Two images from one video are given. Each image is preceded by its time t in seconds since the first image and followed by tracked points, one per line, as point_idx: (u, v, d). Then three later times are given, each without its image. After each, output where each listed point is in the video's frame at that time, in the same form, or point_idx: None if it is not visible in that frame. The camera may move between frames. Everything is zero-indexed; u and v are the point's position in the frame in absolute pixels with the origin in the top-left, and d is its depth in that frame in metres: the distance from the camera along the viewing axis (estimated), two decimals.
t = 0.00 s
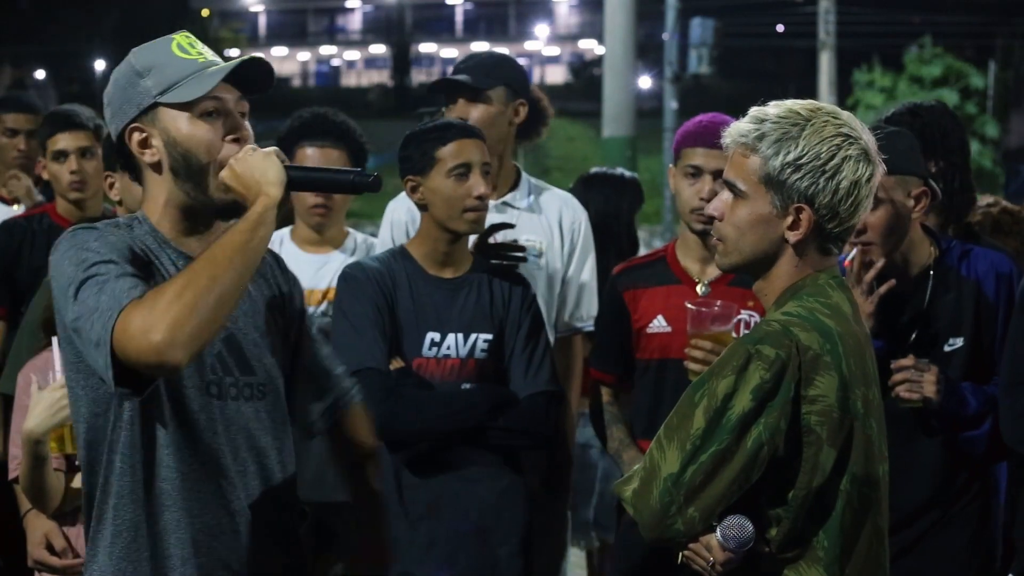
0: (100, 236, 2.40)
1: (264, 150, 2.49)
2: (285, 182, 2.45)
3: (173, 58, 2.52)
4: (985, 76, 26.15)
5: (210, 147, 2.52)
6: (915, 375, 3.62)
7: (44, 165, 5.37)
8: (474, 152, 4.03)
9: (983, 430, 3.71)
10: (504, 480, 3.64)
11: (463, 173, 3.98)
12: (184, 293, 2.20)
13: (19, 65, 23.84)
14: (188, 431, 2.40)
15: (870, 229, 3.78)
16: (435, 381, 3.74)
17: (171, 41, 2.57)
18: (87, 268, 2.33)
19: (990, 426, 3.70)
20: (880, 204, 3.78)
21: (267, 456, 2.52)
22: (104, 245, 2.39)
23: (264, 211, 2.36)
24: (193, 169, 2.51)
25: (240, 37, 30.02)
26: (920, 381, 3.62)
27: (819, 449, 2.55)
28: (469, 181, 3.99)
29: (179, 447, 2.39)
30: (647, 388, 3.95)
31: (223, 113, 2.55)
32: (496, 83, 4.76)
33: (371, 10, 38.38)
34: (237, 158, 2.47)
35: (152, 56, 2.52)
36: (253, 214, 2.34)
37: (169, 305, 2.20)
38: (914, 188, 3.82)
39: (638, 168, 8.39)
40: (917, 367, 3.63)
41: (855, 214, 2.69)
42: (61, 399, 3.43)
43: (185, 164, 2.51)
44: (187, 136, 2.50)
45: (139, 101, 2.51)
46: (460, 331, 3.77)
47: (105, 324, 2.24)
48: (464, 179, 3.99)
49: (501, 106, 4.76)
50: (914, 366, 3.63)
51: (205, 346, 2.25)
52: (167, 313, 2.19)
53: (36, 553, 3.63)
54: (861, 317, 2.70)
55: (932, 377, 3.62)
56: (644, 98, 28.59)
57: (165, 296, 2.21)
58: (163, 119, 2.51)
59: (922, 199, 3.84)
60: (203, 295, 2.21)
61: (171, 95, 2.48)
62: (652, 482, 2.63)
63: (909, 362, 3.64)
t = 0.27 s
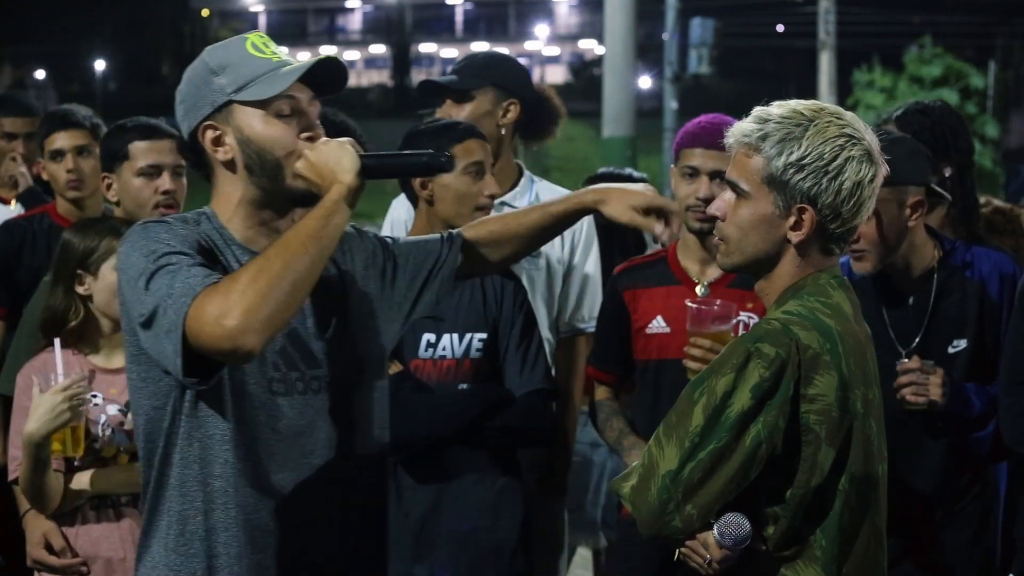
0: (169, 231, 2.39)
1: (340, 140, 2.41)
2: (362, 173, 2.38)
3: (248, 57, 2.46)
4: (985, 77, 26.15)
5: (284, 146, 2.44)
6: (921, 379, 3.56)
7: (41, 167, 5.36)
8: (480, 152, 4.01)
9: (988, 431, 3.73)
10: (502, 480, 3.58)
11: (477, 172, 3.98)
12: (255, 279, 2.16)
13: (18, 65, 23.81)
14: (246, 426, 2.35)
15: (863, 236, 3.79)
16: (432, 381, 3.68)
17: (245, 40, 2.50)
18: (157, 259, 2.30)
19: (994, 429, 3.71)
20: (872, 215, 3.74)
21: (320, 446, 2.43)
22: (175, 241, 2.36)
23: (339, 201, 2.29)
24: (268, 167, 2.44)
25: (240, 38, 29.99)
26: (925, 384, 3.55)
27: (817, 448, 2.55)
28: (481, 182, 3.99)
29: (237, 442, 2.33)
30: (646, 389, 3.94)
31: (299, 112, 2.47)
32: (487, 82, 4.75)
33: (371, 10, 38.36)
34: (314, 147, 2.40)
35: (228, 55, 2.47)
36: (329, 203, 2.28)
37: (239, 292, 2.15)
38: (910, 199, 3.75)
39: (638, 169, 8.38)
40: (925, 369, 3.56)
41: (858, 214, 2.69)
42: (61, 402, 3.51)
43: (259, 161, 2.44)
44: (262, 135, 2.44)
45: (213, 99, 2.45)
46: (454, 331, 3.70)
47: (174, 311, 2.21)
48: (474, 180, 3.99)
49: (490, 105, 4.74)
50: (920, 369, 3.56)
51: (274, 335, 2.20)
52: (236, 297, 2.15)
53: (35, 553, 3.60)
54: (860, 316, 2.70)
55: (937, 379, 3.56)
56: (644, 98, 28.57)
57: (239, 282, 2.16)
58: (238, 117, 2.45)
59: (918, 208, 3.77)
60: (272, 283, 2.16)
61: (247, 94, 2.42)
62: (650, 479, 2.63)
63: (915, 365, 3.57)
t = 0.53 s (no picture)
0: (231, 232, 2.36)
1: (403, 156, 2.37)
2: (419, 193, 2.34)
3: (319, 61, 2.46)
4: (986, 77, 26.14)
5: (353, 152, 2.44)
6: (926, 383, 3.59)
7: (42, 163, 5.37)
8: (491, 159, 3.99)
9: (994, 432, 3.75)
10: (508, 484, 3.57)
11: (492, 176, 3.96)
12: (301, 299, 2.14)
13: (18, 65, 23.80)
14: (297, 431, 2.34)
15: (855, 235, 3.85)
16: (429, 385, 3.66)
17: (318, 43, 2.50)
18: (215, 264, 2.29)
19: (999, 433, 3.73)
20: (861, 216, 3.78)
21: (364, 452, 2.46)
22: (235, 243, 2.34)
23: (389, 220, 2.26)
24: (336, 172, 2.44)
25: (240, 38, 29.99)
26: (931, 388, 3.58)
27: (817, 449, 2.55)
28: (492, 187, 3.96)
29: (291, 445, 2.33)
30: (644, 389, 3.93)
31: (368, 118, 2.47)
32: (492, 82, 4.74)
33: (371, 10, 38.36)
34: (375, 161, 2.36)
35: (300, 58, 2.47)
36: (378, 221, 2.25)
37: (284, 311, 2.14)
38: (902, 200, 3.78)
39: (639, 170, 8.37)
40: (929, 373, 3.60)
41: (857, 214, 2.69)
42: (60, 402, 3.50)
43: (327, 166, 2.44)
44: (332, 141, 2.44)
45: (285, 104, 2.45)
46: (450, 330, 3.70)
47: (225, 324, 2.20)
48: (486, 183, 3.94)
49: (495, 105, 4.74)
50: (924, 373, 3.59)
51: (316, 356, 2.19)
52: (281, 316, 2.13)
53: (37, 553, 3.61)
54: (859, 316, 2.70)
55: (943, 384, 3.59)
56: (644, 99, 28.57)
57: (282, 301, 2.15)
58: (308, 121, 2.45)
59: (909, 210, 3.79)
60: (318, 304, 2.14)
61: (318, 98, 2.42)
62: (650, 481, 2.63)
63: (920, 370, 3.60)
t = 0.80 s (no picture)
0: (253, 232, 2.35)
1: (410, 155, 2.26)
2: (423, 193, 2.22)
3: (345, 65, 2.42)
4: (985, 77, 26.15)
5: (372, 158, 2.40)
6: (923, 381, 3.59)
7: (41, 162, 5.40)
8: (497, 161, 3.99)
9: (992, 432, 3.75)
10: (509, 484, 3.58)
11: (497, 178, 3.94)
12: (296, 312, 2.09)
13: (18, 65, 23.78)
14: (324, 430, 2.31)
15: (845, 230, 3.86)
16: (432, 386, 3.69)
17: (350, 46, 2.46)
18: (231, 266, 2.26)
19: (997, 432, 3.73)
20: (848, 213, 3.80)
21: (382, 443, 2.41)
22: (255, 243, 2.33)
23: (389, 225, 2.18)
24: (353, 178, 2.41)
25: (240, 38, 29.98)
26: (927, 387, 3.58)
27: (817, 450, 2.55)
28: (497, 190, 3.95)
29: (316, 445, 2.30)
30: (631, 387, 3.93)
31: (390, 122, 2.42)
32: (493, 81, 4.72)
33: (371, 10, 38.34)
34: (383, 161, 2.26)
35: (327, 61, 2.44)
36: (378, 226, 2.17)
37: (281, 324, 2.09)
38: (883, 199, 3.79)
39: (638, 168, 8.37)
40: (926, 371, 3.59)
41: (854, 214, 2.69)
42: (59, 403, 3.52)
43: (345, 170, 2.42)
44: (353, 146, 2.41)
45: (312, 106, 2.44)
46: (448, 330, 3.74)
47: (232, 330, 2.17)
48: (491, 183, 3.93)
49: (496, 103, 4.72)
50: (921, 371, 3.59)
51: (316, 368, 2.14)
52: (278, 331, 2.08)
53: (37, 553, 3.62)
54: (858, 317, 2.70)
55: (940, 382, 3.58)
56: (644, 99, 28.57)
57: (280, 313, 2.09)
58: (332, 126, 2.43)
59: (893, 208, 3.80)
60: (315, 318, 2.08)
61: (338, 104, 2.39)
62: (650, 482, 2.63)
63: (917, 368, 3.60)
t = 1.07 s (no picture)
0: (200, 242, 2.32)
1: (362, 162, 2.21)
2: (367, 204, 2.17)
3: (297, 58, 2.40)
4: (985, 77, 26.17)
5: (325, 154, 2.38)
6: (919, 379, 3.61)
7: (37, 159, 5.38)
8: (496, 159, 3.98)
9: (989, 432, 3.76)
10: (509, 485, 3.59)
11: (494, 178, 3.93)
12: (228, 327, 2.08)
13: (18, 65, 23.77)
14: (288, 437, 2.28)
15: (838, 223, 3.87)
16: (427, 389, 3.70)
17: (304, 38, 2.44)
18: (175, 276, 2.25)
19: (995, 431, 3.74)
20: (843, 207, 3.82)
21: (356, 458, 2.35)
22: (198, 252, 2.29)
23: (330, 238, 2.14)
24: (307, 175, 2.39)
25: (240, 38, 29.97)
26: (923, 384, 3.60)
27: (815, 449, 2.55)
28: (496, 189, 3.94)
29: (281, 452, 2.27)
30: (618, 382, 3.92)
31: (342, 117, 2.40)
32: (500, 80, 4.74)
33: (371, 10, 38.33)
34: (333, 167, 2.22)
35: (280, 54, 2.42)
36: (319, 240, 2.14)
37: (212, 338, 2.08)
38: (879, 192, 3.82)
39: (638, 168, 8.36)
40: (922, 369, 3.62)
41: (853, 214, 2.68)
42: (68, 406, 3.49)
43: (298, 165, 2.39)
44: (304, 141, 2.38)
45: (264, 100, 2.42)
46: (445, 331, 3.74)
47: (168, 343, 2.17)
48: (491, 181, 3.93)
49: (504, 104, 4.75)
50: (917, 369, 3.61)
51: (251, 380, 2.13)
52: (211, 345, 2.08)
53: (40, 553, 3.62)
54: (857, 317, 2.70)
55: (935, 380, 3.60)
56: (644, 99, 28.56)
57: (213, 326, 2.09)
58: (283, 120, 2.41)
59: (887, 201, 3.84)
60: (248, 332, 2.08)
61: (290, 98, 2.37)
62: (648, 483, 2.63)
63: (913, 365, 3.62)
